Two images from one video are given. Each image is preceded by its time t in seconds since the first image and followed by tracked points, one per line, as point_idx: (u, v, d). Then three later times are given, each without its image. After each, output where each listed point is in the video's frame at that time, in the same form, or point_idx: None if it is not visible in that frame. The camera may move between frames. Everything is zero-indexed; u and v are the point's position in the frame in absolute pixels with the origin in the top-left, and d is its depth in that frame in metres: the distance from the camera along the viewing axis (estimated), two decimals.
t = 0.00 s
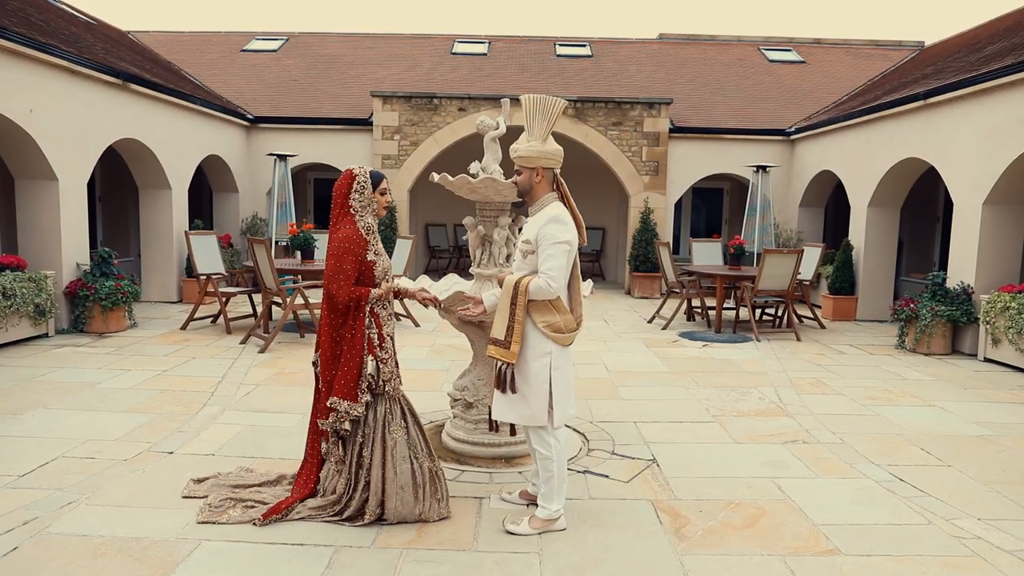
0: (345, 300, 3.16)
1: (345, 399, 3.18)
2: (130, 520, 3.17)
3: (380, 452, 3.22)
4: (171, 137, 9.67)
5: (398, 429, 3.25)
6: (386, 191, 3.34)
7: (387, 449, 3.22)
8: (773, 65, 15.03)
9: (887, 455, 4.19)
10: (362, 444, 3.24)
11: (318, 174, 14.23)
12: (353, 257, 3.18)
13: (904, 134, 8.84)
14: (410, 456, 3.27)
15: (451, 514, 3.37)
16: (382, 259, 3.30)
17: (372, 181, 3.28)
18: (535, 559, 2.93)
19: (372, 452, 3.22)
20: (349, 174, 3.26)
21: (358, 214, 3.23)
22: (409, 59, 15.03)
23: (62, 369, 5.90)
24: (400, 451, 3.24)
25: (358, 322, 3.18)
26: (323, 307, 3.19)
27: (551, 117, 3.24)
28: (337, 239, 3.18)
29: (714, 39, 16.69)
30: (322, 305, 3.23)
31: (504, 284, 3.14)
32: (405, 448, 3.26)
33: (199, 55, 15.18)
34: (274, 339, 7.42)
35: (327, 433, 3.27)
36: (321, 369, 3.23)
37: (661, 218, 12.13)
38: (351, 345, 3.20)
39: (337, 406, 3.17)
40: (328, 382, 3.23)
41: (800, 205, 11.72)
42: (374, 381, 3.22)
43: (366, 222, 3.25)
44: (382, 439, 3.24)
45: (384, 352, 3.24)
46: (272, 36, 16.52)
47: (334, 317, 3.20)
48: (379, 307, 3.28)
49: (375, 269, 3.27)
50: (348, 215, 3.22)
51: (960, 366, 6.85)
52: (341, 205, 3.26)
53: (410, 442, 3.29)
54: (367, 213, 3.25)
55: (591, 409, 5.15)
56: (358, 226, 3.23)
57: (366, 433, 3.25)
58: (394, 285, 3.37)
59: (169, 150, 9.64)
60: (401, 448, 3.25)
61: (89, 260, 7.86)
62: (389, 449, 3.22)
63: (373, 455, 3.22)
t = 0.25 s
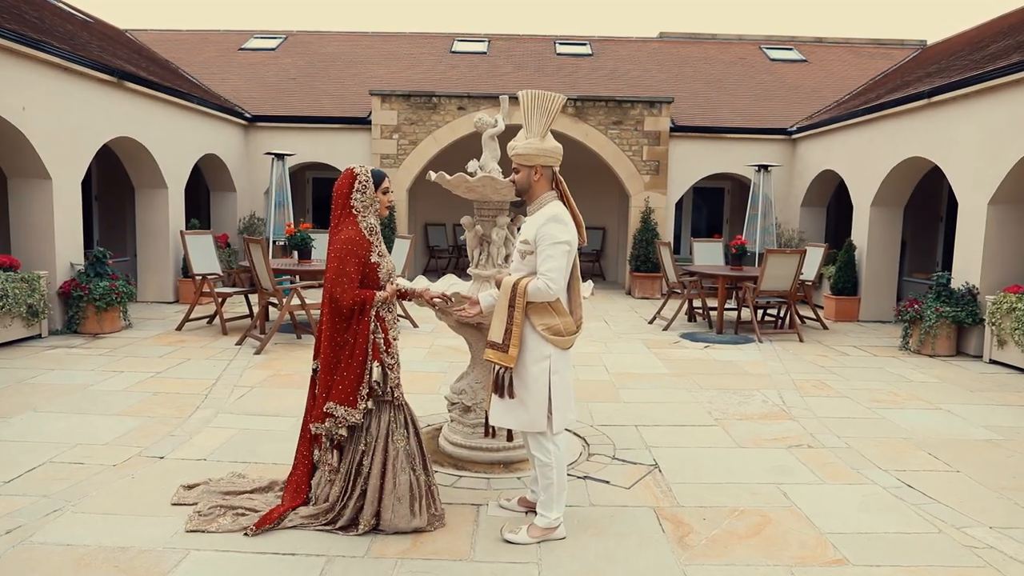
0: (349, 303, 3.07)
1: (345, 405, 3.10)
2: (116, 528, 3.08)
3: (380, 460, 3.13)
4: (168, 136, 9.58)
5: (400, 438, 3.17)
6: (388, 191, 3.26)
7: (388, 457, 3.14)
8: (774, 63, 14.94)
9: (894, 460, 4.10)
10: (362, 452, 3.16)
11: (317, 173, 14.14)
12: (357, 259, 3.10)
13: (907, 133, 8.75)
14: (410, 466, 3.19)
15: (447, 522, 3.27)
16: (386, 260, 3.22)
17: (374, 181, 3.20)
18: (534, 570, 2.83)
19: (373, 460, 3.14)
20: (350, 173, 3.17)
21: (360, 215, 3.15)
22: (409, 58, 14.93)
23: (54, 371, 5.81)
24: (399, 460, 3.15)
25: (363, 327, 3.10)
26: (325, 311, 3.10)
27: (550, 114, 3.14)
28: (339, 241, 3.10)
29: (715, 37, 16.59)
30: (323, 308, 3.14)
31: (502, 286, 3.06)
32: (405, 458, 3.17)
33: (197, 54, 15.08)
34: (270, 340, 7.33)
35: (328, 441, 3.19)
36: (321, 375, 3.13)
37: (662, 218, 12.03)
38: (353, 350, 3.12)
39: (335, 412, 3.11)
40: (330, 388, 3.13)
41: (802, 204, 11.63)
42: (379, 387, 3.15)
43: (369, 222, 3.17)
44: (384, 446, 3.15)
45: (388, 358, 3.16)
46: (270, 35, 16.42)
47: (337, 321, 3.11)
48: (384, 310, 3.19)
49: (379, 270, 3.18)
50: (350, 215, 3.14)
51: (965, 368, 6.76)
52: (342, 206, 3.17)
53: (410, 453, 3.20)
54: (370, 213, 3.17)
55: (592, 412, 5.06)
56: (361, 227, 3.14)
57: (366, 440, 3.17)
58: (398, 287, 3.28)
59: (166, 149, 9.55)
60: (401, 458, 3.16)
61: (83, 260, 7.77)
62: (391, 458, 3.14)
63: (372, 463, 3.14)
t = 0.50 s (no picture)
0: (356, 308, 2.99)
1: (351, 412, 3.02)
2: (102, 538, 2.99)
3: (380, 469, 3.04)
4: (164, 135, 9.50)
5: (405, 446, 3.09)
6: (392, 191, 3.19)
7: (392, 465, 3.05)
8: (776, 63, 14.85)
9: (901, 466, 4.02)
10: (363, 460, 3.07)
11: (315, 173, 14.05)
12: (363, 262, 3.01)
13: (911, 132, 8.65)
14: (413, 476, 3.10)
15: (444, 531, 3.18)
16: (393, 262, 3.14)
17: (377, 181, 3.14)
18: None
19: (373, 468, 3.05)
20: (353, 173, 3.09)
21: (365, 216, 3.07)
22: (408, 57, 14.85)
23: (46, 374, 5.72)
24: (402, 470, 3.06)
25: (370, 331, 3.01)
26: (330, 315, 3.00)
27: (549, 111, 3.06)
28: (344, 243, 3.01)
29: (716, 37, 16.50)
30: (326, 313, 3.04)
31: (499, 288, 2.97)
32: (407, 466, 3.08)
33: (194, 53, 14.99)
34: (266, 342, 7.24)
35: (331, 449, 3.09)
36: (325, 382, 3.03)
37: (663, 218, 11.95)
38: (358, 355, 3.03)
39: (342, 419, 3.02)
40: (334, 395, 3.04)
41: (804, 204, 11.54)
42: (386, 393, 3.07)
43: (374, 223, 3.09)
44: (389, 455, 3.06)
45: (395, 364, 3.08)
46: (268, 34, 16.32)
47: (342, 326, 3.02)
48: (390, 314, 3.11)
49: (385, 273, 3.10)
50: (355, 216, 3.06)
51: (970, 370, 6.68)
52: (346, 207, 3.10)
53: (413, 463, 3.10)
54: (374, 214, 3.10)
55: (592, 416, 4.98)
56: (366, 228, 3.06)
57: (367, 448, 3.08)
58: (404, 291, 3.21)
59: (162, 149, 9.47)
60: (404, 468, 3.07)
61: (78, 260, 7.68)
62: (396, 466, 3.05)
63: (373, 472, 3.05)
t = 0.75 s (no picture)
0: (364, 311, 2.88)
1: (365, 419, 2.93)
2: (89, 548, 2.90)
3: (384, 476, 2.97)
4: (162, 134, 9.42)
5: (410, 453, 3.02)
6: (399, 188, 3.08)
7: (397, 473, 2.99)
8: (778, 61, 14.75)
9: (910, 472, 3.93)
10: (366, 466, 3.00)
11: (315, 173, 13.96)
12: (371, 263, 2.91)
13: (917, 131, 8.55)
14: (417, 484, 3.03)
15: (442, 540, 3.09)
16: (402, 262, 3.04)
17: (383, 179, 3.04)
18: None
19: (375, 475, 2.98)
20: (358, 171, 2.99)
21: (371, 215, 2.97)
22: (408, 56, 14.76)
23: (39, 376, 5.64)
24: (407, 479, 3.00)
25: (378, 335, 2.91)
26: (337, 319, 2.90)
27: (551, 109, 2.97)
28: (352, 243, 2.91)
29: (718, 35, 16.40)
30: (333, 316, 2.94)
31: (498, 291, 2.88)
32: (413, 474, 3.01)
33: (194, 52, 14.90)
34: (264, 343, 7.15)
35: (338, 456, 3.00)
36: (332, 388, 2.93)
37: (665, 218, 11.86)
38: (367, 360, 2.93)
39: (356, 427, 2.93)
40: (344, 401, 2.94)
41: (807, 204, 11.44)
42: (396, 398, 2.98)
43: (382, 222, 2.99)
44: (393, 463, 3.00)
45: (405, 368, 2.99)
46: (268, 33, 16.24)
47: (351, 330, 2.92)
48: (398, 316, 3.01)
49: (394, 274, 3.00)
50: (361, 216, 2.96)
51: (977, 372, 6.58)
52: (352, 205, 2.99)
53: (418, 471, 3.04)
54: (382, 212, 3.00)
55: (594, 420, 4.89)
56: (373, 227, 2.96)
57: (371, 454, 3.00)
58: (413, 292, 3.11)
59: (160, 148, 9.39)
60: (409, 476, 3.00)
61: (74, 261, 7.60)
62: (399, 474, 2.99)
63: (374, 479, 2.97)
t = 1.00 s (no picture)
0: (368, 313, 2.79)
1: (379, 428, 2.83)
2: (73, 558, 2.81)
3: (382, 485, 2.87)
4: (158, 134, 9.33)
5: (411, 461, 2.92)
6: (404, 184, 3.00)
7: (395, 481, 2.89)
8: (780, 60, 14.66)
9: (918, 477, 3.84)
10: (363, 474, 2.89)
11: (313, 172, 13.87)
12: (376, 263, 2.82)
13: (921, 130, 8.47)
14: (415, 493, 2.94)
15: (439, 550, 2.99)
16: (408, 261, 2.95)
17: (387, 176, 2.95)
18: None
19: (372, 483, 2.88)
20: (361, 167, 2.91)
21: (376, 213, 2.89)
22: (407, 55, 14.66)
23: (30, 378, 5.54)
24: (405, 487, 2.90)
25: (387, 339, 2.81)
26: (342, 321, 2.80)
27: (550, 105, 2.87)
28: (356, 242, 2.81)
29: (719, 35, 16.31)
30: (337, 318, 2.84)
31: (496, 292, 2.79)
32: (412, 483, 2.92)
33: (191, 51, 14.81)
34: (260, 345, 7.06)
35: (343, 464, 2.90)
36: (339, 394, 2.83)
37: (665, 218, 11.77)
38: (375, 365, 2.83)
39: (369, 436, 2.82)
40: (353, 409, 2.85)
41: (809, 204, 11.35)
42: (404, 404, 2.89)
43: (387, 220, 2.90)
44: (390, 471, 2.89)
45: (413, 372, 2.91)
46: (266, 32, 16.15)
47: (357, 333, 2.82)
48: (405, 318, 2.92)
49: (399, 274, 2.92)
50: (366, 214, 2.88)
51: (983, 374, 6.49)
52: (356, 203, 2.91)
53: (417, 479, 2.94)
54: (387, 210, 2.91)
55: (595, 424, 4.79)
56: (378, 225, 2.87)
57: (371, 461, 2.90)
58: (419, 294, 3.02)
59: (156, 147, 9.30)
60: (407, 485, 2.91)
61: (68, 261, 7.50)
62: (397, 483, 2.89)
63: (371, 487, 2.87)
